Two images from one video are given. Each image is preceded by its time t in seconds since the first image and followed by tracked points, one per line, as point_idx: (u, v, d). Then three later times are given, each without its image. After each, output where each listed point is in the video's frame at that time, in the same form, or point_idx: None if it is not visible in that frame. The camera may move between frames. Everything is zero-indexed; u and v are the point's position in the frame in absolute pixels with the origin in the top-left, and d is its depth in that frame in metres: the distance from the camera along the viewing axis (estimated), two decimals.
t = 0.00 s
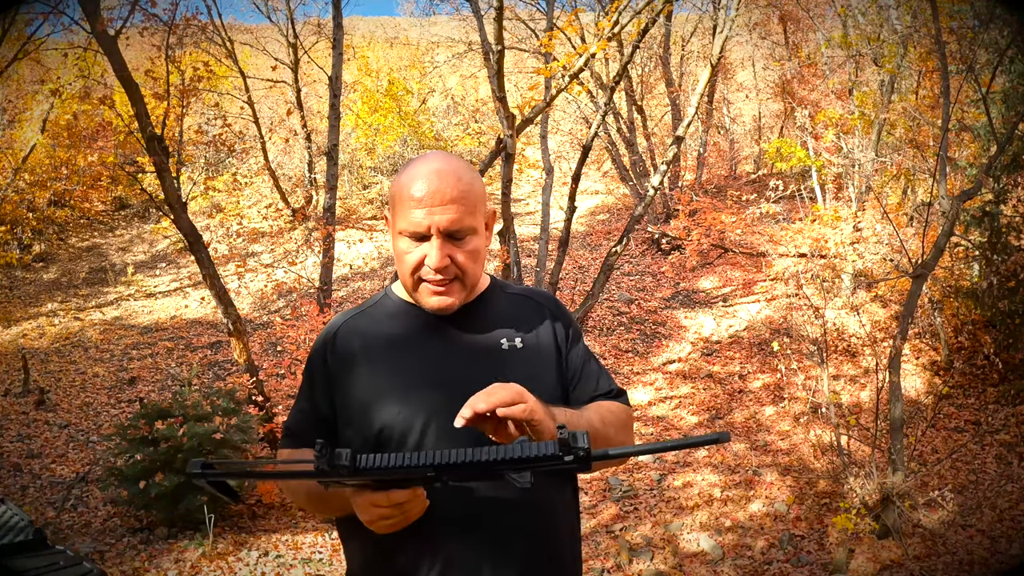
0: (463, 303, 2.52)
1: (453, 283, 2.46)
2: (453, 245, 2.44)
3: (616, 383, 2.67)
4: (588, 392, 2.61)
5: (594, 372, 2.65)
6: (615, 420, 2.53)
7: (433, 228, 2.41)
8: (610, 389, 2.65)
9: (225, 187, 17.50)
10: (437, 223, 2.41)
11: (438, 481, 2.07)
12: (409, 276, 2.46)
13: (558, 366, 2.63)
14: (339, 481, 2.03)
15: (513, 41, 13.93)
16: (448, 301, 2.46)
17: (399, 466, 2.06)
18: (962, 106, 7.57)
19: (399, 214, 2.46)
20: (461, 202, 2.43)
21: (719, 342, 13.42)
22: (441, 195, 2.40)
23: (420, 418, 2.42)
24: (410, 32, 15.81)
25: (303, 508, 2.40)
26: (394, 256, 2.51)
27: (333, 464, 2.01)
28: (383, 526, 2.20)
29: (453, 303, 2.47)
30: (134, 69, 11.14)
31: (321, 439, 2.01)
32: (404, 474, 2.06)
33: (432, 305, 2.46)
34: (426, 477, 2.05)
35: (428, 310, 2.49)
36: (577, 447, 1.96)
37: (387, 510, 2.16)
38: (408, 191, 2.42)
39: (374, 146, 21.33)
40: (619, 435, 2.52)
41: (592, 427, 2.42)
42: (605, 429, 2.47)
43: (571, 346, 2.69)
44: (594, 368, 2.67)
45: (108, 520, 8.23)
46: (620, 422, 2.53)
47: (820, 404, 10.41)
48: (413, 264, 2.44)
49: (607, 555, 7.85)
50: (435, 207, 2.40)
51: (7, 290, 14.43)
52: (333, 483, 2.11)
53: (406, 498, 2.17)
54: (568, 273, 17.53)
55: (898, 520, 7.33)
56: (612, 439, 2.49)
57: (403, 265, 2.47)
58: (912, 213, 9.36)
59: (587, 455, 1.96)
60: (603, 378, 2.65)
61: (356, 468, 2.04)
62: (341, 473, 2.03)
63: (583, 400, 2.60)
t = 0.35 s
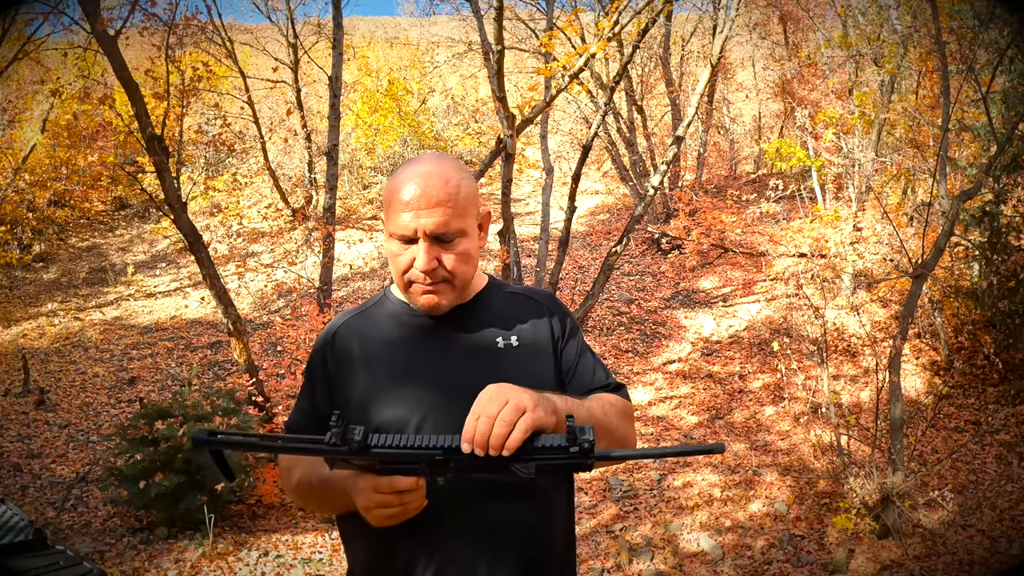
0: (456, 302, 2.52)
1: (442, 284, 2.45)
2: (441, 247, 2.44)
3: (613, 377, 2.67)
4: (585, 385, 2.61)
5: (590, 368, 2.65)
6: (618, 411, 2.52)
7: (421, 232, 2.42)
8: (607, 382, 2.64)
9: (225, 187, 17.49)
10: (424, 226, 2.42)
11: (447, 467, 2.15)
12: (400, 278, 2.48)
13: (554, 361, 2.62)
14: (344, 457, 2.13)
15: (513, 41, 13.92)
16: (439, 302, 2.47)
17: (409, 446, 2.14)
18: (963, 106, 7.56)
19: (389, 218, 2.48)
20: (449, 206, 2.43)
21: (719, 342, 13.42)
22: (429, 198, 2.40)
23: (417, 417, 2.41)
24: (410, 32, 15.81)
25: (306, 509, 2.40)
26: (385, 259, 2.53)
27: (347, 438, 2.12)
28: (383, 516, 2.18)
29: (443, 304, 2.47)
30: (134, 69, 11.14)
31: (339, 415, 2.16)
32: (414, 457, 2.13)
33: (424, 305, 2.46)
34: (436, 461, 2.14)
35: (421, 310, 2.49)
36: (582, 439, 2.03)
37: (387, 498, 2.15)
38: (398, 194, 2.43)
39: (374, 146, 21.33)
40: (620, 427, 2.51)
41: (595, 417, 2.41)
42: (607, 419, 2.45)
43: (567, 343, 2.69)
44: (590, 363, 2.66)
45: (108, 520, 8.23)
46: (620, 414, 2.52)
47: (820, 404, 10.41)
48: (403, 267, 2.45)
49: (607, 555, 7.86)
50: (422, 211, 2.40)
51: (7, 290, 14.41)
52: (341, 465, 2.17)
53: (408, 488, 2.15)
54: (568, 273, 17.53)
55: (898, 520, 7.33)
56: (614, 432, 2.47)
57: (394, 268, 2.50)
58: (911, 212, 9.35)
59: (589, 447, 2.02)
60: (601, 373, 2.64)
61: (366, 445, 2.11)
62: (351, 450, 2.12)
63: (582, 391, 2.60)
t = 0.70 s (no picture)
0: (456, 301, 2.52)
1: (443, 283, 2.45)
2: (441, 246, 2.44)
3: (611, 375, 2.66)
4: (583, 381, 2.60)
5: (588, 366, 2.63)
6: (618, 408, 2.51)
7: (420, 231, 2.42)
8: (606, 380, 2.63)
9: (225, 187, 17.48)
10: (424, 225, 2.42)
11: (446, 454, 2.16)
12: (401, 277, 2.47)
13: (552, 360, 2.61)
14: (344, 442, 2.17)
15: (513, 41, 13.93)
16: (439, 300, 2.46)
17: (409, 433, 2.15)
18: (963, 106, 7.55)
19: (388, 218, 2.48)
20: (448, 205, 2.43)
21: (719, 342, 13.42)
22: (428, 196, 2.40)
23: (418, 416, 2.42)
24: (410, 32, 15.82)
25: (308, 504, 2.41)
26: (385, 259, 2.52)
27: (347, 422, 2.17)
28: (381, 505, 2.17)
29: (443, 303, 2.47)
30: (134, 69, 11.14)
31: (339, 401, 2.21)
32: (413, 443, 2.14)
33: (424, 305, 2.46)
34: (435, 446, 2.14)
35: (420, 308, 2.49)
36: (582, 422, 2.04)
37: (387, 486, 2.15)
38: (397, 194, 2.43)
39: (374, 146, 21.33)
40: (621, 422, 2.50)
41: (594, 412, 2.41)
42: (607, 416, 2.45)
43: (564, 341, 2.68)
44: (589, 362, 2.66)
45: (108, 520, 8.23)
46: (619, 411, 2.51)
47: (820, 404, 10.40)
48: (403, 267, 2.45)
49: (607, 555, 7.86)
50: (421, 209, 2.41)
51: (6, 290, 14.41)
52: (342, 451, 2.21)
53: (407, 477, 2.15)
54: (568, 273, 17.53)
55: (898, 520, 7.33)
56: (613, 427, 2.46)
57: (394, 268, 2.49)
58: (912, 212, 9.34)
59: (589, 432, 2.04)
60: (599, 371, 2.64)
61: (364, 430, 2.15)
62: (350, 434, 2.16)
63: (581, 388, 2.59)
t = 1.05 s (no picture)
0: (460, 301, 2.51)
1: (448, 282, 2.45)
2: (447, 245, 2.44)
3: (611, 378, 2.68)
4: (584, 384, 2.62)
5: (589, 368, 2.65)
6: (617, 410, 2.52)
7: (427, 230, 2.41)
8: (606, 382, 2.64)
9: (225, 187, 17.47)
10: (430, 224, 2.41)
11: (453, 453, 2.16)
12: (406, 277, 2.46)
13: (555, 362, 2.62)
14: (351, 441, 2.19)
15: (513, 41, 13.94)
16: (444, 300, 2.45)
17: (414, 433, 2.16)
18: (963, 106, 7.55)
19: (394, 217, 2.47)
20: (454, 204, 2.43)
21: (719, 342, 13.42)
22: (434, 195, 2.40)
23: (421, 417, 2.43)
24: (410, 32, 15.82)
25: (308, 506, 2.40)
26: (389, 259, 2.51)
27: (352, 421, 2.19)
28: (387, 505, 2.17)
29: (448, 302, 2.46)
30: (135, 69, 11.14)
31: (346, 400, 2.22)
32: (418, 444, 2.15)
33: (429, 305, 2.46)
34: (443, 446, 2.14)
35: (424, 308, 2.49)
36: (590, 424, 2.04)
37: (393, 486, 2.15)
38: (402, 193, 2.43)
39: (374, 146, 21.33)
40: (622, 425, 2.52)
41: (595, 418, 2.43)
42: (608, 419, 2.47)
43: (565, 343, 2.69)
44: (589, 363, 2.67)
45: (108, 520, 8.23)
46: (620, 413, 2.52)
47: (820, 404, 10.40)
48: (409, 266, 2.44)
49: (607, 555, 7.86)
50: (428, 208, 2.41)
51: (7, 290, 14.39)
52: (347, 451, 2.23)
53: (413, 476, 2.15)
54: (568, 273, 17.54)
55: (898, 520, 7.34)
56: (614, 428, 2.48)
57: (399, 267, 2.48)
58: (912, 212, 9.33)
59: (597, 433, 2.04)
60: (599, 373, 2.65)
61: (371, 430, 2.17)
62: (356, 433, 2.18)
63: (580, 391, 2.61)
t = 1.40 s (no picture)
0: (461, 299, 2.51)
1: (451, 278, 2.45)
2: (449, 241, 2.44)
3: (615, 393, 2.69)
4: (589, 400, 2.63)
5: (593, 380, 2.66)
6: (613, 440, 2.57)
7: (430, 226, 2.42)
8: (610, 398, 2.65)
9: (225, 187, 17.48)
10: (432, 220, 2.42)
11: (428, 448, 2.20)
12: (408, 275, 2.46)
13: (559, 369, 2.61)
14: (324, 460, 2.15)
15: (513, 41, 13.95)
16: (446, 297, 2.45)
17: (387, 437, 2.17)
18: (963, 106, 7.54)
19: (395, 214, 2.47)
20: (455, 200, 2.44)
21: (719, 342, 13.43)
22: (435, 191, 2.41)
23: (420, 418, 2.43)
24: (410, 32, 15.81)
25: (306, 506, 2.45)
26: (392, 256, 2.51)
27: (320, 442, 2.13)
28: (383, 505, 2.23)
29: (451, 299, 2.46)
30: (135, 69, 11.15)
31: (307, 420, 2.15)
32: (393, 445, 2.17)
33: (431, 304, 2.45)
34: (413, 444, 2.18)
35: (426, 307, 2.48)
36: (562, 390, 2.20)
37: (384, 487, 2.20)
38: (403, 190, 2.43)
39: (374, 146, 21.33)
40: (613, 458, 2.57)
41: (590, 464, 2.48)
42: (599, 462, 2.51)
43: (570, 347, 2.68)
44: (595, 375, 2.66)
45: (108, 520, 8.23)
46: (616, 440, 2.58)
47: (820, 404, 10.41)
48: (412, 263, 2.44)
49: (607, 555, 7.86)
50: (430, 204, 2.41)
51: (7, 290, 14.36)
52: (327, 468, 2.21)
53: (399, 474, 2.20)
54: (568, 273, 17.55)
55: (898, 519, 7.34)
56: (603, 466, 2.54)
57: (401, 265, 2.47)
58: (912, 213, 9.29)
59: (572, 399, 2.21)
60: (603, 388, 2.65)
61: (341, 445, 2.14)
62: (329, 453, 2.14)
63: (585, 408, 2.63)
